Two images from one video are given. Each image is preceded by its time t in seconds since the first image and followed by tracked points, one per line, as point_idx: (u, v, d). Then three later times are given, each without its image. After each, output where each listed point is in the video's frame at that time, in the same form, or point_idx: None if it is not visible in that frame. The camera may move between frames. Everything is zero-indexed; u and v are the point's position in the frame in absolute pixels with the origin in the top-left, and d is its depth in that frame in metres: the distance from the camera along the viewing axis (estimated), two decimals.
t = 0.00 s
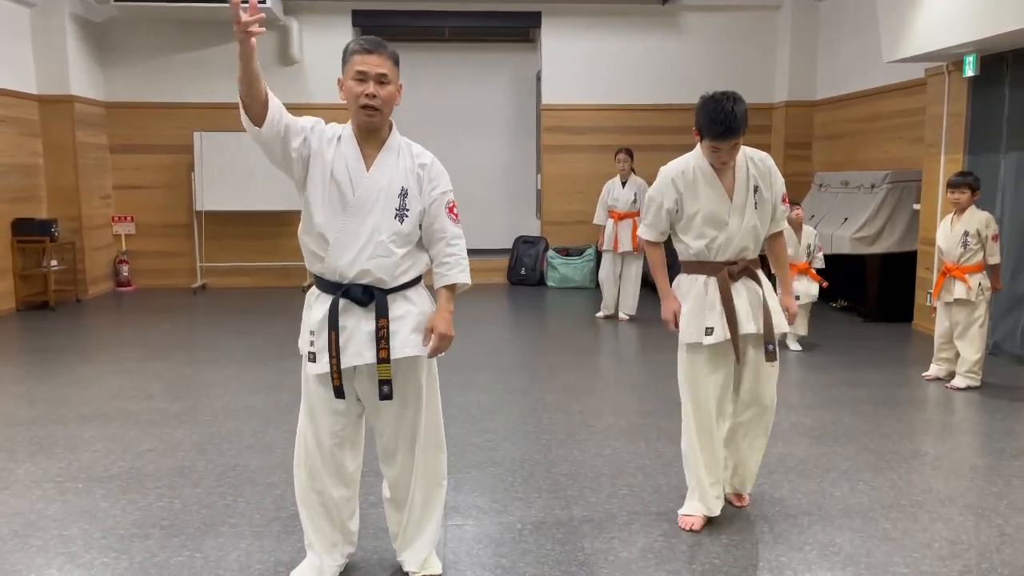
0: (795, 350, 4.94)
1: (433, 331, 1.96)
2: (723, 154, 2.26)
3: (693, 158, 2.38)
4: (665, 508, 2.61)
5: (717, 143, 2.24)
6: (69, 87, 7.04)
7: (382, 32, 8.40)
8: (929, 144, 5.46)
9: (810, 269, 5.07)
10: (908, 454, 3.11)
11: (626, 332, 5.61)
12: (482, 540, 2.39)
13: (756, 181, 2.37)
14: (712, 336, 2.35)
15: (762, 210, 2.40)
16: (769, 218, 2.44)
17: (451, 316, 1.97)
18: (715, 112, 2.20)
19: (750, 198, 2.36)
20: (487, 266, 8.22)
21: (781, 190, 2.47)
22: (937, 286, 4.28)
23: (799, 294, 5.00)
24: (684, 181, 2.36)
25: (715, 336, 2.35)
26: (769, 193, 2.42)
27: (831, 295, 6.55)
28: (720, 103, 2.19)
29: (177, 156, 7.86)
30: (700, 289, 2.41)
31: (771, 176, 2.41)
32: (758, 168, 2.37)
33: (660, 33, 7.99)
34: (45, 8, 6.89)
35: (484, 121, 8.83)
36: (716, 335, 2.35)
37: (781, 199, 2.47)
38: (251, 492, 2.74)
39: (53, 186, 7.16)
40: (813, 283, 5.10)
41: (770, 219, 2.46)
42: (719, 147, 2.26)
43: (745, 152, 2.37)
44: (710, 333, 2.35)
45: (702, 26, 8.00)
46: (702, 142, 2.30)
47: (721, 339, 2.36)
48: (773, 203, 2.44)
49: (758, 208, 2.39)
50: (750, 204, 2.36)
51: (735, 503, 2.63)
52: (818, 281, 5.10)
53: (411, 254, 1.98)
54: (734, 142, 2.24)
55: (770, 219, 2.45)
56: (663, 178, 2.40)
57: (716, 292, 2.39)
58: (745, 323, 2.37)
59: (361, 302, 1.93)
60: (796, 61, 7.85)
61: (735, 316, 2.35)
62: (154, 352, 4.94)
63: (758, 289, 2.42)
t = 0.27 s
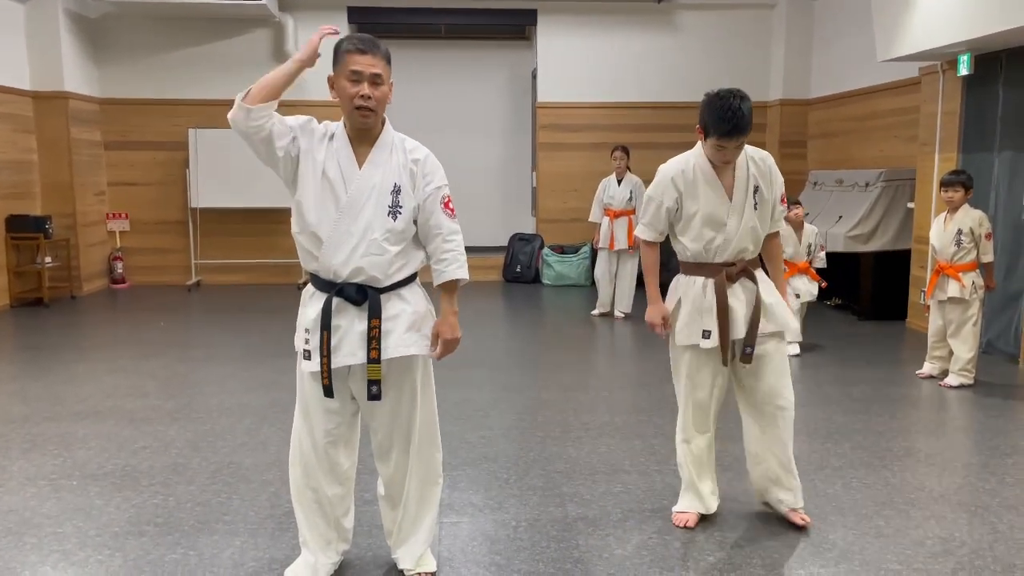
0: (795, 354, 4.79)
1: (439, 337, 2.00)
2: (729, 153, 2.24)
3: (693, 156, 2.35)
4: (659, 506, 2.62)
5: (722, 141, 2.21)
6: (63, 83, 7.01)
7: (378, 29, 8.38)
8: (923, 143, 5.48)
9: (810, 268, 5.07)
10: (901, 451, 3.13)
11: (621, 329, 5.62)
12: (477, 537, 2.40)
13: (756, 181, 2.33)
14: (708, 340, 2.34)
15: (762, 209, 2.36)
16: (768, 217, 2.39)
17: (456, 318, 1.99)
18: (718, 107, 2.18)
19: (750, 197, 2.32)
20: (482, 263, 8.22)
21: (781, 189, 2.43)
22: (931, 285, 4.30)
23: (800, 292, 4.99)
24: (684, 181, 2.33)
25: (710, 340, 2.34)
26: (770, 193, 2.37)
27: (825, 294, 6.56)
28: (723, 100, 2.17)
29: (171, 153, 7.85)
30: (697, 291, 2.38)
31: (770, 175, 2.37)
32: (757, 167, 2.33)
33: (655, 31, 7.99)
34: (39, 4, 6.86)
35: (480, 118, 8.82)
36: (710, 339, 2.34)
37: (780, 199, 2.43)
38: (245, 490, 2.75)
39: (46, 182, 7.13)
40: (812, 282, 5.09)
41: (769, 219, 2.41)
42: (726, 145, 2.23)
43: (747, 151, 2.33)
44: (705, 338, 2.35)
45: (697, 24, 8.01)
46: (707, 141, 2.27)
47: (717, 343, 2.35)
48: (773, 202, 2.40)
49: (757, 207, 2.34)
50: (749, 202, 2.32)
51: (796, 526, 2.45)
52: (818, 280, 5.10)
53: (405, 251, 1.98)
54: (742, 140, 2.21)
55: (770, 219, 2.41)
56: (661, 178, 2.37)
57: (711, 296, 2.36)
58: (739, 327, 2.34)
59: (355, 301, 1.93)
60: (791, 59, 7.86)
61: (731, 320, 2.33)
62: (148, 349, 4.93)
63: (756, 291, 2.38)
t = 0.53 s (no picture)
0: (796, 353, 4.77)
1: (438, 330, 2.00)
2: (760, 143, 2.19)
3: (723, 149, 2.30)
4: (656, 504, 2.62)
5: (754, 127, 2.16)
6: (58, 81, 6.99)
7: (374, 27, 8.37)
8: (919, 141, 5.49)
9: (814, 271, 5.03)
10: (896, 449, 3.14)
11: (617, 328, 5.62)
12: (473, 535, 2.40)
13: (779, 184, 2.27)
14: (709, 339, 2.33)
15: (779, 212, 2.30)
16: (787, 222, 2.32)
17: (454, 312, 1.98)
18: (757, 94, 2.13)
19: (767, 199, 2.27)
20: (478, 261, 8.22)
21: (812, 200, 2.35)
22: (926, 283, 4.30)
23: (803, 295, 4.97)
24: (707, 171, 2.29)
25: (711, 339, 2.33)
26: (793, 198, 2.31)
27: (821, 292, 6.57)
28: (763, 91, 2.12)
29: (167, 151, 7.83)
30: (703, 292, 2.37)
31: (799, 180, 2.31)
32: (786, 171, 2.28)
33: (652, 30, 7.99)
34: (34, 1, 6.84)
35: (476, 117, 8.82)
36: (712, 339, 2.33)
37: (808, 209, 2.34)
38: (241, 488, 2.74)
39: (42, 181, 7.11)
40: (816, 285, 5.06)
41: (791, 226, 2.34)
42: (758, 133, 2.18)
43: (775, 154, 2.29)
44: (706, 337, 2.33)
45: (694, 22, 8.01)
46: (740, 131, 2.22)
47: (718, 343, 2.33)
48: (795, 207, 2.33)
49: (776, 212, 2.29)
50: (766, 204, 2.27)
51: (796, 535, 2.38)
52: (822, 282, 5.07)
53: (403, 246, 1.97)
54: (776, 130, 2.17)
55: (791, 224, 2.34)
56: (687, 167, 2.33)
57: (717, 297, 2.34)
58: (741, 329, 2.31)
59: (352, 298, 1.93)
60: (787, 58, 7.88)
61: (733, 321, 2.31)
62: (143, 348, 4.92)
63: (764, 294, 2.32)
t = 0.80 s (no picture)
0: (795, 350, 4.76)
1: (423, 325, 1.94)
2: (796, 114, 2.18)
3: (755, 141, 2.31)
4: (652, 502, 2.63)
5: (791, 95, 2.17)
6: (53, 79, 6.97)
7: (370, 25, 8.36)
8: (914, 140, 5.50)
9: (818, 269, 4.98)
10: (891, 447, 3.15)
11: (614, 326, 5.63)
12: (470, 533, 2.40)
13: (806, 182, 2.26)
14: (722, 338, 2.31)
15: (804, 211, 2.27)
16: (814, 221, 2.30)
17: (441, 309, 1.95)
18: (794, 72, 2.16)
19: (794, 197, 2.25)
20: (474, 260, 8.22)
21: (844, 200, 2.32)
22: (920, 281, 4.32)
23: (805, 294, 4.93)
24: (735, 163, 2.28)
25: (723, 338, 2.31)
26: (821, 196, 2.30)
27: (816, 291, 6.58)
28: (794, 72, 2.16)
29: (162, 150, 7.81)
30: (724, 290, 2.36)
31: (829, 179, 2.30)
32: (815, 170, 2.28)
33: (648, 28, 8.00)
34: None
35: (472, 115, 8.81)
36: (726, 336, 2.31)
37: (839, 210, 2.31)
38: (238, 487, 2.74)
39: (36, 179, 7.09)
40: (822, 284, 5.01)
41: (818, 227, 2.32)
42: (793, 104, 2.18)
43: (805, 151, 2.29)
44: (721, 333, 2.32)
45: (689, 21, 8.01)
46: (775, 115, 2.22)
47: (732, 341, 2.31)
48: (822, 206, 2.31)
49: (801, 210, 2.27)
50: (791, 202, 2.25)
51: (791, 533, 2.39)
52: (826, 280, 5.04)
53: (400, 247, 1.97)
54: (813, 101, 2.18)
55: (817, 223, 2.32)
56: (717, 157, 2.32)
57: (734, 295, 2.33)
58: (754, 328, 2.28)
59: (348, 298, 1.93)
60: (782, 57, 7.89)
61: (746, 320, 2.29)
62: (139, 347, 4.91)
63: (784, 295, 2.29)
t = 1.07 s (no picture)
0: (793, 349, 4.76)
1: (422, 337, 1.99)
2: (806, 104, 2.20)
3: (764, 138, 2.32)
4: (648, 501, 2.63)
5: (798, 85, 2.19)
6: (49, 79, 6.96)
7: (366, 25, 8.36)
8: (910, 139, 5.52)
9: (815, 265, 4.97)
10: (887, 446, 3.16)
11: (610, 325, 5.64)
12: (466, 532, 2.40)
13: (816, 178, 2.26)
14: (731, 335, 2.29)
15: (814, 208, 2.27)
16: (824, 217, 2.29)
17: (440, 319, 1.99)
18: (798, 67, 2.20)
19: (804, 192, 2.25)
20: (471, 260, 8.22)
21: (857, 196, 2.30)
22: (917, 280, 4.34)
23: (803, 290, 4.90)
24: (744, 160, 2.29)
25: (732, 334, 2.29)
26: (831, 193, 2.29)
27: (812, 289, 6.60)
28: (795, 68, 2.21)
29: (158, 149, 7.79)
30: (734, 288, 2.35)
31: (841, 175, 2.30)
32: (825, 166, 2.28)
33: (644, 27, 8.00)
34: None
35: (469, 114, 8.81)
36: (734, 334, 2.29)
37: (852, 205, 2.29)
38: (234, 486, 2.74)
39: (32, 178, 7.08)
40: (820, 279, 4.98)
41: (828, 224, 2.32)
42: (802, 94, 2.20)
43: (815, 146, 2.29)
44: (729, 331, 2.30)
45: (685, 20, 8.02)
46: (784, 110, 2.24)
47: (741, 339, 2.30)
48: (833, 201, 2.30)
49: (811, 207, 2.26)
50: (801, 197, 2.25)
51: (786, 532, 2.40)
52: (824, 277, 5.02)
53: (396, 249, 1.98)
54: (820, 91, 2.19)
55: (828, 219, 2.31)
56: (726, 154, 2.34)
57: (743, 293, 2.33)
58: (764, 326, 2.26)
59: (344, 298, 1.93)
60: (778, 56, 7.90)
61: (755, 317, 2.27)
62: (135, 346, 4.90)
63: (796, 294, 2.29)
